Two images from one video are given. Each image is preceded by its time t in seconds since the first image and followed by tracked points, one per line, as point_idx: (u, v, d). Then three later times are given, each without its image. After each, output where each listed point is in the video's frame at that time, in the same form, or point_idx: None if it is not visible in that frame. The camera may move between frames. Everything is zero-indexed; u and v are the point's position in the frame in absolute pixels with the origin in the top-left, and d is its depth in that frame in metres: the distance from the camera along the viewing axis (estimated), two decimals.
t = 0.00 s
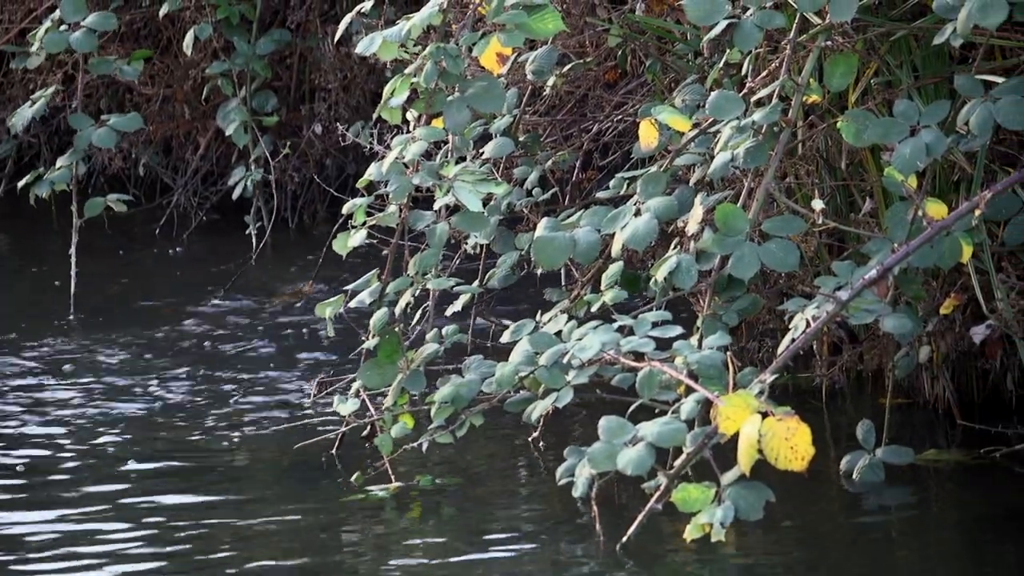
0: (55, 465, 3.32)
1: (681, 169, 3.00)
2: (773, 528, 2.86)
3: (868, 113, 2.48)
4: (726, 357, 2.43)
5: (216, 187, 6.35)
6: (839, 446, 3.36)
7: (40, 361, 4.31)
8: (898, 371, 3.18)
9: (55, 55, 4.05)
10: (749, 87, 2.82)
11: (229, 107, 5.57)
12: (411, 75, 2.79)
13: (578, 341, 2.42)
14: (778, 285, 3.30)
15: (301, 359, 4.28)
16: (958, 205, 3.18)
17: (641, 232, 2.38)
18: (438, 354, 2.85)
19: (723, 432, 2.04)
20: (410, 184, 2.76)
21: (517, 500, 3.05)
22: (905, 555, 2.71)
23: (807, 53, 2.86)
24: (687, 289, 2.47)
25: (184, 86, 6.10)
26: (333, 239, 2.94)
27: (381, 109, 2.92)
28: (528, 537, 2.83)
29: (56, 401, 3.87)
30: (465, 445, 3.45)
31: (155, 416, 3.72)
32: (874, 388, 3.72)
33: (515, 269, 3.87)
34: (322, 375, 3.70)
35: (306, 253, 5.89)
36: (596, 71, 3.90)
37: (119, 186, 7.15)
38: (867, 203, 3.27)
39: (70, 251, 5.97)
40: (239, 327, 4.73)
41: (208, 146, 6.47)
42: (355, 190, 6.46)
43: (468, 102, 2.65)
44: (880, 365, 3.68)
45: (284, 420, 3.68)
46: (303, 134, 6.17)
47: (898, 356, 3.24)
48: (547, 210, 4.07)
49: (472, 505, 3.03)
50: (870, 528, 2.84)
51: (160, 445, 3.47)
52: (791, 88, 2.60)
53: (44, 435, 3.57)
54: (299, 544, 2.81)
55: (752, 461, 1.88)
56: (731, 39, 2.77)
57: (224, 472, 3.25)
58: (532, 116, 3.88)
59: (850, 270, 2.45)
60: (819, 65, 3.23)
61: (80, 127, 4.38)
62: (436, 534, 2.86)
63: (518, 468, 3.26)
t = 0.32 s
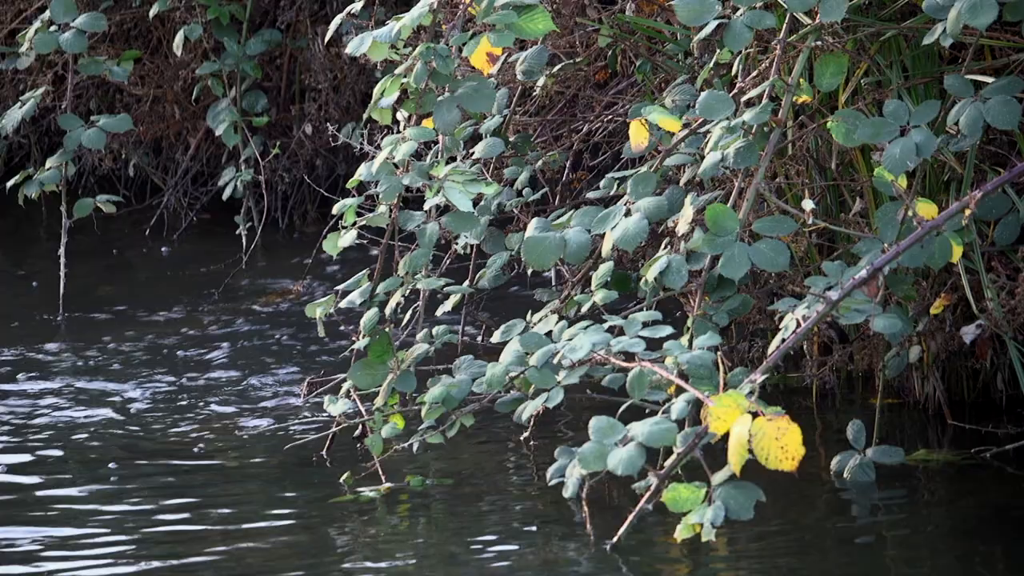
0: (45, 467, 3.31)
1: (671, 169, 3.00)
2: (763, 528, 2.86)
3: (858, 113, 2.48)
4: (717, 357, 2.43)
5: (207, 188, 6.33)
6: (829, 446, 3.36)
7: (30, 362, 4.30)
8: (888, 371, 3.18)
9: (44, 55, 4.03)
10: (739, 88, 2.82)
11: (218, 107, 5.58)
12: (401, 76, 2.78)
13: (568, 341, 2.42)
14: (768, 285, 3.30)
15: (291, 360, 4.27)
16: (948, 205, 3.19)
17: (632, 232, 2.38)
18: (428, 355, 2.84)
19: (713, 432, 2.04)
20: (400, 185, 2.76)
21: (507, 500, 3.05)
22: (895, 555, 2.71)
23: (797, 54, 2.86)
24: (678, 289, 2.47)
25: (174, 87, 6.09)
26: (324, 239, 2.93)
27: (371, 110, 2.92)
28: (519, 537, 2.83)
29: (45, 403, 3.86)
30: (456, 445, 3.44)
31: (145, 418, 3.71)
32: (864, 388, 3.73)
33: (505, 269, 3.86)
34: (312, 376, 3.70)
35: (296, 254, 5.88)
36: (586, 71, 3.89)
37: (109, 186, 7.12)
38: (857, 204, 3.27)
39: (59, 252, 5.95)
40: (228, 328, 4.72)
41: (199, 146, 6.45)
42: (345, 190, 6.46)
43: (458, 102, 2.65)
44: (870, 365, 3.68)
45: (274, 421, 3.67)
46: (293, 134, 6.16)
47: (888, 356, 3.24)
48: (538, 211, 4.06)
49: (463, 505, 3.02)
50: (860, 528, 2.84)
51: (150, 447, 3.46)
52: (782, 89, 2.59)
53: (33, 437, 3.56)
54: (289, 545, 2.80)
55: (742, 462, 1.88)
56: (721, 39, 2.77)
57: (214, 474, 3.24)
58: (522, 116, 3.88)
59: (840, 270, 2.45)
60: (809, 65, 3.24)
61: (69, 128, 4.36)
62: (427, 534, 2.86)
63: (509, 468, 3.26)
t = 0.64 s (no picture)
0: (34, 470, 3.30)
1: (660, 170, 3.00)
2: (752, 529, 2.86)
3: (846, 114, 2.48)
4: (706, 358, 2.43)
5: (195, 189, 6.32)
6: (818, 446, 3.36)
7: (17, 365, 4.28)
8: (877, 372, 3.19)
9: (33, 57, 4.02)
10: (728, 89, 2.82)
11: (207, 109, 5.57)
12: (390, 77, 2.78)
13: (557, 342, 2.42)
14: (757, 286, 3.30)
15: (279, 361, 4.26)
16: (936, 206, 3.19)
17: (620, 233, 2.38)
18: (417, 356, 2.84)
19: (702, 433, 2.03)
20: (389, 186, 2.75)
21: (496, 501, 3.05)
22: (883, 556, 2.71)
23: (786, 55, 2.86)
24: (666, 290, 2.47)
25: (163, 89, 6.07)
26: (313, 240, 2.92)
27: (360, 111, 2.91)
28: (508, 538, 2.82)
29: (33, 406, 3.84)
30: (445, 447, 3.44)
31: (134, 420, 3.70)
32: (853, 388, 3.73)
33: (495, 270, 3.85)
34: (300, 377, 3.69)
35: (284, 255, 5.86)
36: (575, 72, 3.89)
37: (97, 188, 7.10)
38: (846, 205, 3.27)
39: (49, 254, 5.94)
40: (217, 330, 4.70)
41: (187, 148, 6.43)
42: (334, 191, 6.44)
43: (446, 103, 2.64)
44: (859, 366, 3.69)
45: (264, 422, 3.66)
46: (282, 135, 6.15)
47: (877, 356, 3.25)
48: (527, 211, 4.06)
49: (453, 506, 3.02)
50: (849, 528, 2.85)
51: (140, 449, 3.45)
52: (770, 90, 2.59)
53: (22, 439, 3.54)
54: (280, 546, 2.80)
55: (731, 462, 1.88)
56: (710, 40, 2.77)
57: (204, 476, 3.24)
58: (510, 117, 3.87)
59: (829, 271, 2.46)
60: (798, 66, 3.24)
61: (58, 130, 4.35)
62: (417, 535, 2.85)
63: (498, 470, 3.25)
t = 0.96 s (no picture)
0: (21, 473, 3.28)
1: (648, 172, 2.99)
2: (740, 530, 2.86)
3: (834, 116, 2.47)
4: (694, 360, 2.42)
5: (183, 192, 6.30)
6: (806, 448, 3.36)
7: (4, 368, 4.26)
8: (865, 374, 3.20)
9: (20, 59, 4.00)
10: (715, 91, 2.82)
11: (195, 111, 5.55)
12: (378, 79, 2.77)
13: (545, 345, 2.41)
14: (745, 288, 3.30)
15: (266, 364, 4.25)
16: (924, 209, 3.20)
17: (608, 235, 2.38)
18: (405, 358, 2.83)
19: (690, 435, 2.03)
20: (376, 189, 2.75)
21: (484, 503, 3.04)
22: (871, 557, 2.71)
23: (774, 57, 2.86)
24: (654, 292, 2.46)
25: (150, 91, 6.05)
26: (300, 242, 2.91)
27: (348, 113, 2.91)
28: (495, 540, 2.82)
29: (20, 409, 3.83)
30: (433, 449, 3.43)
31: (121, 423, 3.69)
32: (841, 390, 3.73)
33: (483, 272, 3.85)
34: (288, 380, 3.68)
35: (272, 257, 5.85)
36: (563, 74, 3.88)
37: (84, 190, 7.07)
38: (834, 207, 3.28)
39: (35, 257, 5.91)
40: (203, 332, 4.69)
41: (175, 150, 6.41)
42: (321, 194, 6.43)
43: (434, 105, 2.64)
44: (847, 368, 3.69)
45: (251, 425, 3.65)
46: (270, 137, 6.13)
47: (865, 358, 3.29)
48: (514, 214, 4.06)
49: (440, 508, 3.01)
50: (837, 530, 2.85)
51: (127, 452, 3.44)
52: (758, 91, 2.59)
53: (9, 443, 3.53)
54: (268, 549, 2.79)
55: (719, 464, 1.87)
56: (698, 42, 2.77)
57: (192, 478, 3.22)
58: (498, 120, 3.87)
59: (817, 272, 2.46)
60: (786, 69, 3.25)
61: (45, 132, 4.33)
62: (405, 537, 2.85)
63: (485, 472, 3.25)
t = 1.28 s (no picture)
0: (10, 479, 3.27)
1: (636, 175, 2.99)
2: (730, 533, 2.86)
3: (823, 119, 2.47)
4: (683, 363, 2.42)
5: (172, 196, 6.29)
6: (795, 451, 3.36)
7: None
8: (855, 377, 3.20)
9: (9, 63, 3.99)
10: (704, 94, 2.82)
11: (184, 115, 5.54)
12: (366, 83, 2.77)
13: (534, 349, 2.41)
14: (735, 291, 3.30)
15: (255, 368, 4.24)
16: (913, 211, 3.20)
17: (597, 238, 2.37)
18: (394, 362, 2.82)
19: (679, 438, 2.03)
20: (365, 193, 2.74)
21: (473, 506, 3.04)
22: (860, 560, 2.71)
23: (762, 60, 2.86)
24: (643, 295, 2.46)
25: (139, 96, 6.03)
26: (289, 246, 2.91)
27: (337, 117, 2.90)
28: (484, 544, 2.81)
29: (9, 415, 3.81)
30: (422, 453, 3.42)
31: (110, 429, 3.67)
32: (830, 394, 3.73)
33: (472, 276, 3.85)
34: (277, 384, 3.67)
35: (261, 261, 5.84)
36: (551, 78, 3.88)
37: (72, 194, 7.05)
38: (823, 210, 3.28)
39: (24, 262, 5.89)
40: (192, 336, 4.67)
41: (164, 155, 6.40)
42: (310, 198, 6.42)
43: (423, 109, 2.64)
44: (836, 371, 3.69)
45: (240, 429, 3.64)
46: (259, 141, 6.12)
47: (854, 361, 3.30)
48: (503, 217, 4.05)
49: (429, 512, 3.01)
50: (826, 533, 2.85)
51: (116, 458, 3.42)
52: (746, 95, 2.59)
53: None
54: (257, 553, 2.78)
55: (708, 467, 1.87)
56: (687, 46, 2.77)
57: (181, 483, 3.22)
58: (486, 123, 3.86)
59: (806, 276, 2.45)
60: (774, 72, 3.25)
61: (34, 137, 4.31)
62: (395, 541, 2.84)
63: (475, 476, 3.24)
